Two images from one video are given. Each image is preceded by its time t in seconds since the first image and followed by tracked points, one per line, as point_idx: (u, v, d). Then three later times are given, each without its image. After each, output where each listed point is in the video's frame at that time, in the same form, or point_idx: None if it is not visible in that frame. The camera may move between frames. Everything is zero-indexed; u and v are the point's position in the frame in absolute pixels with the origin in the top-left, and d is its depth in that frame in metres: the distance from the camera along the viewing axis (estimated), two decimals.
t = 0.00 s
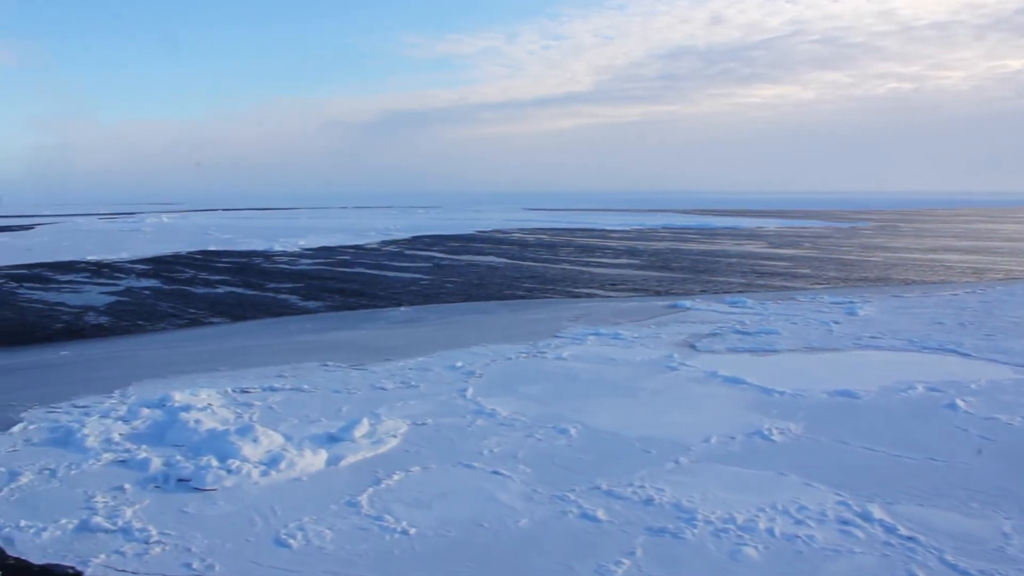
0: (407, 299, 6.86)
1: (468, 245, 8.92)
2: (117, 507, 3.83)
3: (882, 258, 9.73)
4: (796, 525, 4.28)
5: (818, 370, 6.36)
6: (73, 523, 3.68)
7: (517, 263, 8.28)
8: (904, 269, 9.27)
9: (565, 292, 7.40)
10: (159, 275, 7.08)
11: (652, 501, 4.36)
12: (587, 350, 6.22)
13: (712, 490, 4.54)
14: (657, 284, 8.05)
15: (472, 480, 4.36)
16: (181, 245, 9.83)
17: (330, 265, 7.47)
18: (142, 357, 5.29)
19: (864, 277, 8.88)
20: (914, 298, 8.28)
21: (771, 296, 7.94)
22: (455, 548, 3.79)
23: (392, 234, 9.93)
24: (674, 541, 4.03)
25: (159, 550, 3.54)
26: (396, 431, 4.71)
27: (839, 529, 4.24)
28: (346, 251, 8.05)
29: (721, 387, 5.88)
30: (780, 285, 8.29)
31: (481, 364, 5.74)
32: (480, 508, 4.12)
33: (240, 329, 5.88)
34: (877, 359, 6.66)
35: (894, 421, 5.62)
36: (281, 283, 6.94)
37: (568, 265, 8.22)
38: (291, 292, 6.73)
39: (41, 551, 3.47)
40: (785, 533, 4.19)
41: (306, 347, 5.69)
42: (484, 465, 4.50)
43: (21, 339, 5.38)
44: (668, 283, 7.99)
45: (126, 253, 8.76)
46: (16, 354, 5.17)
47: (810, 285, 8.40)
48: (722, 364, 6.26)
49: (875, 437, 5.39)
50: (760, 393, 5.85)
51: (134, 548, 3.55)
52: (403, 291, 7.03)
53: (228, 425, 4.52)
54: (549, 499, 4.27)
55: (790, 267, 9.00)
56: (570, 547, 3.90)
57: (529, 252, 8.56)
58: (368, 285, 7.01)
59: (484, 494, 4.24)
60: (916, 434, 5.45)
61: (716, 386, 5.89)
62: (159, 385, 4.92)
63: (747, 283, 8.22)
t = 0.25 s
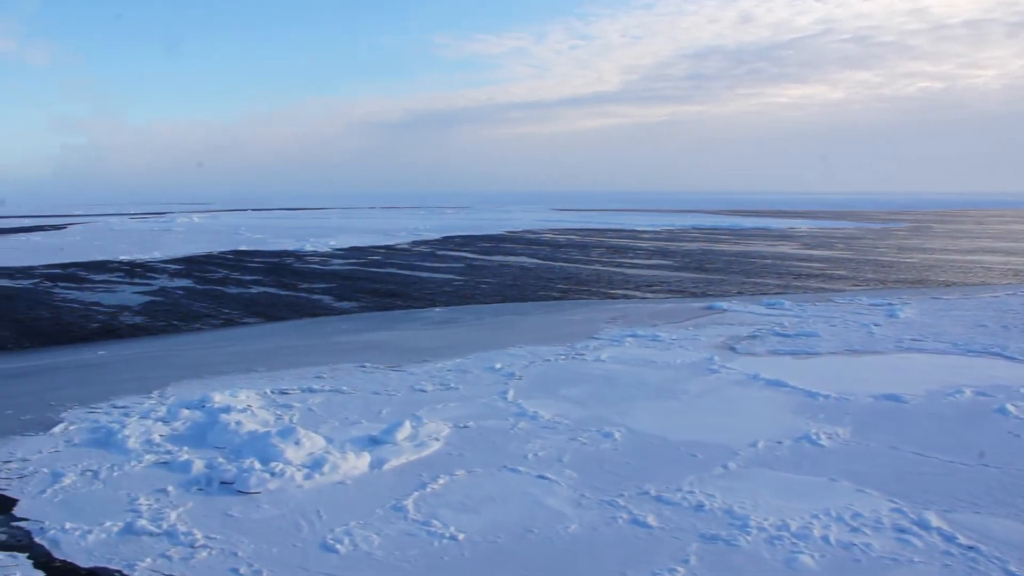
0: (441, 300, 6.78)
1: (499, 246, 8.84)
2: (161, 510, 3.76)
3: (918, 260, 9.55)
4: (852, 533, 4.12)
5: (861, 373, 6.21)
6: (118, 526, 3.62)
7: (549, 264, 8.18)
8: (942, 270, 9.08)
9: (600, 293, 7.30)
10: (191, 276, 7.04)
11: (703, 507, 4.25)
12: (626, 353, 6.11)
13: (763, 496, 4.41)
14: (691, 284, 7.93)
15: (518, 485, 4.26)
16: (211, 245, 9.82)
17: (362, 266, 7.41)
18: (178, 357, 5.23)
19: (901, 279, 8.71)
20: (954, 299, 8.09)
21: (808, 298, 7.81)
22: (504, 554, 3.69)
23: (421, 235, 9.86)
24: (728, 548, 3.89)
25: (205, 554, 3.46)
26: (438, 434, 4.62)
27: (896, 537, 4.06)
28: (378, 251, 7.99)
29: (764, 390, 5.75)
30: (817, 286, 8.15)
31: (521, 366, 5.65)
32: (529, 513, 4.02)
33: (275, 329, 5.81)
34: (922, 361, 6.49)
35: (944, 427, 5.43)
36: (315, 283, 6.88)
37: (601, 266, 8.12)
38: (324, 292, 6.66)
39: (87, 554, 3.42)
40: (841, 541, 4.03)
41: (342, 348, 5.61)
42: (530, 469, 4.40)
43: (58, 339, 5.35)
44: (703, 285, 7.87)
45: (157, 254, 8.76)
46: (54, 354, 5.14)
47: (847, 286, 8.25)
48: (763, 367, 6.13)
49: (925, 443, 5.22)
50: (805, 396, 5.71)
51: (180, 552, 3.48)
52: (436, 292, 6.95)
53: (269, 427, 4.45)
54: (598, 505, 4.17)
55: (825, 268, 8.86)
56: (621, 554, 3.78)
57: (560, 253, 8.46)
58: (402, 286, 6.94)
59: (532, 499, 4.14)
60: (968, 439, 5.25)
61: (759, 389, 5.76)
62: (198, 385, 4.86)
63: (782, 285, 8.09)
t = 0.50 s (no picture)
0: (475, 301, 6.68)
1: (529, 248, 8.75)
2: (204, 514, 3.68)
3: (956, 261, 9.34)
4: (912, 543, 3.92)
5: (906, 376, 6.04)
6: (162, 530, 3.55)
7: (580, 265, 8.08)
8: (982, 272, 8.87)
9: (634, 294, 7.19)
10: (223, 277, 7.00)
11: (756, 514, 4.11)
12: (665, 355, 6.00)
13: (816, 504, 4.26)
14: (726, 286, 7.81)
15: (565, 490, 4.15)
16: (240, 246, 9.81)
17: (393, 266, 7.34)
18: (215, 358, 5.17)
19: (940, 280, 8.53)
20: (998, 301, 7.89)
21: (846, 299, 7.66)
22: (555, 561, 3.58)
23: (450, 237, 9.79)
24: (785, 557, 3.73)
25: (251, 559, 3.37)
26: (481, 438, 4.52)
27: (958, 547, 3.85)
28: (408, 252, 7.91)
29: (809, 394, 5.61)
30: (854, 288, 7.99)
31: (560, 369, 5.55)
32: (577, 521, 3.91)
33: (310, 330, 5.74)
34: (969, 364, 6.29)
35: (998, 432, 5.21)
36: (347, 283, 6.82)
37: (634, 267, 8.01)
38: (357, 292, 6.59)
39: (132, 559, 3.34)
40: (901, 550, 3.83)
41: (378, 349, 5.52)
42: (576, 475, 4.30)
43: (94, 340, 5.32)
44: (738, 286, 7.74)
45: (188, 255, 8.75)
46: (91, 355, 5.10)
47: (885, 288, 8.08)
48: (805, 370, 5.99)
49: (979, 450, 4.99)
50: (850, 400, 5.56)
51: (225, 557, 3.38)
52: (469, 292, 6.86)
53: (309, 430, 4.36)
54: (649, 511, 4.06)
55: (861, 269, 8.69)
56: (674, 561, 3.65)
57: (592, 254, 8.36)
58: (434, 287, 6.86)
59: (580, 506, 4.04)
60: None
61: (803, 393, 5.62)
62: (235, 387, 4.79)
63: (819, 286, 7.94)
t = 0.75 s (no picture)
0: (508, 301, 6.59)
1: (559, 249, 8.65)
2: (247, 518, 3.60)
3: (995, 262, 9.14)
4: (972, 550, 3.72)
5: (953, 378, 5.86)
6: (206, 534, 3.48)
7: (612, 266, 7.97)
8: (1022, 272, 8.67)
9: (668, 295, 7.07)
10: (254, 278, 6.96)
11: (809, 520, 3.97)
12: (704, 357, 5.88)
13: (870, 510, 4.11)
14: (761, 286, 7.68)
15: (612, 494, 4.05)
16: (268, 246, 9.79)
17: (424, 266, 7.28)
18: (250, 357, 5.10)
19: (979, 281, 8.35)
20: None
21: (885, 300, 7.50)
22: (606, 567, 3.46)
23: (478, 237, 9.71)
24: (842, 565, 3.57)
25: (297, 565, 3.28)
26: (523, 440, 4.43)
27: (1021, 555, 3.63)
28: (439, 253, 7.85)
29: (853, 397, 5.46)
30: (892, 289, 7.84)
31: (598, 370, 5.44)
32: (627, 527, 3.80)
33: (345, 329, 5.68)
34: (1017, 366, 6.10)
35: None
36: (379, 283, 6.75)
37: (666, 268, 7.91)
38: (389, 292, 6.51)
39: (177, 563, 3.27)
40: (961, 559, 3.63)
41: (414, 350, 5.44)
42: (623, 479, 4.19)
43: (130, 340, 5.29)
44: (774, 286, 7.60)
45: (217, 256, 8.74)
46: (127, 356, 5.06)
47: (924, 289, 7.91)
48: (848, 373, 5.84)
49: None
50: (896, 403, 5.40)
51: (271, 562, 3.30)
52: (502, 293, 6.78)
53: (350, 431, 4.27)
54: (699, 516, 3.93)
55: (898, 270, 8.53)
56: (727, 567, 3.52)
57: (623, 254, 8.24)
58: (467, 287, 6.78)
59: (628, 510, 3.93)
60: None
61: (847, 396, 5.48)
62: (273, 387, 4.72)
63: (855, 287, 7.80)
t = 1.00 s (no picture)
0: (544, 298, 6.49)
1: (590, 247, 8.54)
2: (291, 518, 3.52)
3: None
4: None
5: (1001, 378, 5.68)
6: (250, 534, 3.40)
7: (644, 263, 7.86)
8: None
9: (704, 292, 6.95)
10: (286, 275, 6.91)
11: (865, 525, 3.83)
12: (745, 356, 5.76)
13: (927, 514, 3.96)
14: (798, 283, 7.54)
15: (660, 496, 3.94)
16: (298, 243, 9.76)
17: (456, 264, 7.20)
18: (286, 355, 5.04)
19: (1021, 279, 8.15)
20: None
21: (925, 298, 7.34)
22: (660, 571, 3.35)
23: (507, 235, 9.63)
24: (903, 573, 3.41)
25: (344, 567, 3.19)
26: (567, 440, 4.33)
27: None
28: (470, 251, 7.78)
29: (899, 397, 5.31)
30: (932, 287, 7.67)
31: (639, 369, 5.34)
32: (679, 530, 3.69)
33: (380, 326, 5.61)
34: None
35: None
36: (411, 280, 6.68)
37: (700, 265, 7.79)
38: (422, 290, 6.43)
39: (223, 564, 3.19)
40: None
41: (450, 348, 5.35)
42: (671, 480, 4.08)
43: (166, 338, 5.25)
44: (810, 284, 7.46)
45: (248, 253, 8.73)
46: (163, 354, 5.02)
47: (965, 287, 7.73)
48: (892, 373, 5.69)
49: None
50: (944, 404, 5.24)
51: (318, 564, 3.21)
52: (536, 289, 6.69)
53: (391, 431, 4.19)
54: (752, 520, 3.81)
55: (936, 268, 8.35)
56: (784, 571, 3.40)
57: (656, 251, 8.12)
58: (500, 284, 6.70)
59: (679, 512, 3.82)
60: None
61: (893, 396, 5.33)
62: (311, 385, 4.65)
63: (894, 284, 7.64)
